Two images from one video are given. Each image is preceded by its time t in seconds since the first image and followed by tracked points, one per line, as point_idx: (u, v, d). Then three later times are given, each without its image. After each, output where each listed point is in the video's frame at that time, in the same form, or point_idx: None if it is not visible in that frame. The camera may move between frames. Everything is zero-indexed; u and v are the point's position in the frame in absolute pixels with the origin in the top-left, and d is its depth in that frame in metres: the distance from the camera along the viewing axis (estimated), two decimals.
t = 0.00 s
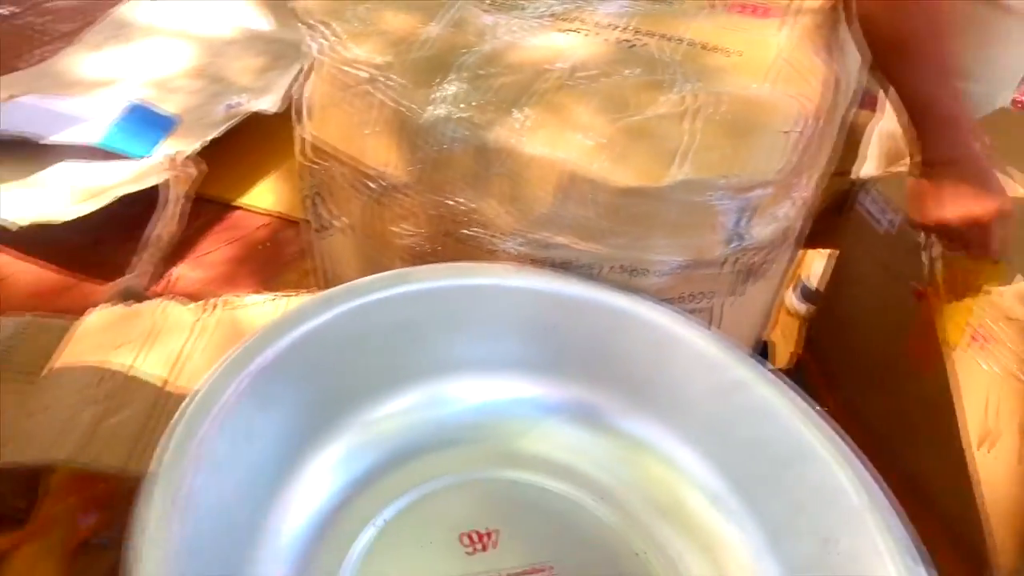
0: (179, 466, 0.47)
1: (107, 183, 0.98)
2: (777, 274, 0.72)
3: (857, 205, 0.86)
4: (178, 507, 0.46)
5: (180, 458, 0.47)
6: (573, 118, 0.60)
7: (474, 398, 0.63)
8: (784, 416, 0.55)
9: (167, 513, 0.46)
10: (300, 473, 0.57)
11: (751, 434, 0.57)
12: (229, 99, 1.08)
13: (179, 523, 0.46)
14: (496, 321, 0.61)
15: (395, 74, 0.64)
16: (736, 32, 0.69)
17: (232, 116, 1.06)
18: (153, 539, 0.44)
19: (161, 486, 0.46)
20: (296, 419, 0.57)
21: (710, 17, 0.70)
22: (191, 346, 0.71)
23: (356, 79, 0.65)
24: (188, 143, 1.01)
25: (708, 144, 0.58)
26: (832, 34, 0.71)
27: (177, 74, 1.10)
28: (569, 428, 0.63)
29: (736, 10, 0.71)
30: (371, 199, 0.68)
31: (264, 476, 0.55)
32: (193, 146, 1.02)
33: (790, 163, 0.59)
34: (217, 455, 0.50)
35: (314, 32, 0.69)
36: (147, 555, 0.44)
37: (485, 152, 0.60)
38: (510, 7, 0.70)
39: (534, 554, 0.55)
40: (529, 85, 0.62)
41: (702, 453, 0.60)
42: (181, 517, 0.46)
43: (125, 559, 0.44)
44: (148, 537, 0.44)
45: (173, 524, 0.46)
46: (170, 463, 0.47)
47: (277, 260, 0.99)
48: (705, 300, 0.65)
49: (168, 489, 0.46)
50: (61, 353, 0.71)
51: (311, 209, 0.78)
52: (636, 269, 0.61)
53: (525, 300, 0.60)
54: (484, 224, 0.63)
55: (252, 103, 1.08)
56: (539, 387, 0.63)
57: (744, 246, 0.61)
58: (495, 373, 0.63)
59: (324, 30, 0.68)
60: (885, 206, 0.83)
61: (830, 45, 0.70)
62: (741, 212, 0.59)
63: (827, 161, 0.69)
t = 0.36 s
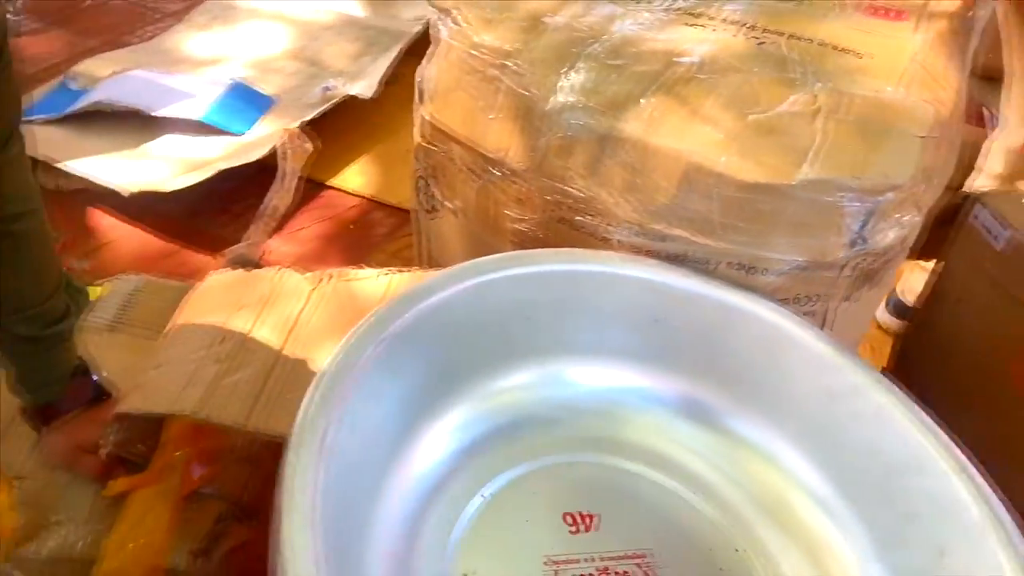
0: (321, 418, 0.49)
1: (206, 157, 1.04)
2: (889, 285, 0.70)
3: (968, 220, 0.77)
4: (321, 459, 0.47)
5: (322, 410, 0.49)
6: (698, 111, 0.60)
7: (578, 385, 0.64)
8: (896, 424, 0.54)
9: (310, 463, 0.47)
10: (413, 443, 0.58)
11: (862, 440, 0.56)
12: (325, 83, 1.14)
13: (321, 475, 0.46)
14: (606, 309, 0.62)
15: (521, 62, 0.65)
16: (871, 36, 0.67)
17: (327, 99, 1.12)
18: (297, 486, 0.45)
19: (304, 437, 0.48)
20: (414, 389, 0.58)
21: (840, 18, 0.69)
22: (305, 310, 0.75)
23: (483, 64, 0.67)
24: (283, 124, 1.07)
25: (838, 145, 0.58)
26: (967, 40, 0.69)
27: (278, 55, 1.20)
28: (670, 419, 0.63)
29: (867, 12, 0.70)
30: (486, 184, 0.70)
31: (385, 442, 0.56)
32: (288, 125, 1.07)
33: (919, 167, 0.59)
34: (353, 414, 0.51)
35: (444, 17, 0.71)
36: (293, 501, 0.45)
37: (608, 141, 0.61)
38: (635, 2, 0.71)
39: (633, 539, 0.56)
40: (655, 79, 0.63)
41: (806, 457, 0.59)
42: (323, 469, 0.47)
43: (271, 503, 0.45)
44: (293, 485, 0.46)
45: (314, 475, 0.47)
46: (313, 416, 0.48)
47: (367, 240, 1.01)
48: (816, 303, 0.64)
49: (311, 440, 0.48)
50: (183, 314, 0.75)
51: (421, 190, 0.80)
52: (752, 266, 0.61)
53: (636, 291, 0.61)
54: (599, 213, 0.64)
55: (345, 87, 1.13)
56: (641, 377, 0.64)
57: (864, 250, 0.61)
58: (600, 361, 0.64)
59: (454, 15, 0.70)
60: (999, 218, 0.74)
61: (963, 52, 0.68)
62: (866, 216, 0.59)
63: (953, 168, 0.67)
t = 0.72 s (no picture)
0: (446, 397, 0.49)
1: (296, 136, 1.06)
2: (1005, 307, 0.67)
3: None
4: (448, 438, 0.48)
5: (447, 389, 0.50)
6: (830, 115, 0.60)
7: (682, 384, 0.64)
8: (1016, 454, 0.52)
9: (438, 441, 0.48)
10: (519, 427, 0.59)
11: (976, 466, 0.54)
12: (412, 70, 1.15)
13: (447, 453, 0.47)
14: (717, 312, 0.62)
15: (642, 58, 0.66)
16: (1009, 47, 0.65)
17: (414, 86, 1.13)
18: (424, 459, 0.47)
19: (432, 414, 0.49)
20: (524, 374, 0.59)
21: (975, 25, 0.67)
22: (410, 290, 0.76)
23: (606, 58, 0.67)
24: (371, 108, 1.10)
25: (975, 158, 0.56)
26: None
27: (367, 41, 1.22)
28: (771, 426, 0.63)
29: (1003, 21, 0.68)
30: (593, 177, 0.69)
31: (495, 424, 0.56)
32: (376, 109, 1.09)
33: None
34: (473, 395, 0.52)
35: (566, 9, 0.71)
36: (422, 476, 0.46)
37: (730, 141, 0.61)
38: None
39: (732, 542, 0.56)
40: (783, 80, 0.62)
41: (913, 476, 0.58)
42: (449, 448, 0.48)
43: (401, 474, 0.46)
44: (421, 461, 0.47)
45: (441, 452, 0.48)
46: (440, 395, 0.49)
47: (447, 229, 1.01)
48: (932, 320, 0.62)
49: (438, 419, 0.49)
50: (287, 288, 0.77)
51: (521, 180, 0.79)
52: (869, 278, 0.60)
53: (752, 297, 0.60)
54: (713, 213, 0.64)
55: (432, 75, 1.14)
56: (743, 383, 0.64)
57: (992, 269, 0.58)
58: (704, 362, 0.64)
59: (578, 8, 0.71)
60: None
61: None
62: (998, 234, 0.56)
63: None
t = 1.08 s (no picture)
0: (549, 392, 0.51)
1: (370, 128, 1.08)
2: None
3: None
4: (551, 432, 0.49)
5: (550, 384, 0.51)
6: (942, 132, 0.59)
7: (773, 395, 0.64)
8: None
9: (541, 434, 0.49)
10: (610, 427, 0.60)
11: None
12: (485, 67, 1.15)
13: (550, 447, 0.49)
14: (813, 326, 0.61)
15: (746, 66, 0.66)
16: None
17: (487, 84, 1.13)
18: (529, 451, 0.48)
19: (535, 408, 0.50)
20: (619, 374, 0.59)
21: None
22: (493, 286, 0.78)
23: (708, 64, 0.67)
24: (444, 103, 1.11)
25: None
26: None
27: (440, 36, 1.21)
28: (863, 447, 0.62)
29: None
30: (686, 182, 0.68)
31: (587, 424, 0.57)
32: (450, 104, 1.11)
33: None
34: (572, 392, 0.53)
35: (669, 14, 0.72)
36: (527, 468, 0.48)
37: (835, 153, 0.61)
38: (866, 11, 0.68)
39: (816, 559, 0.55)
40: (894, 94, 0.62)
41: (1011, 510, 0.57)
42: (552, 442, 0.49)
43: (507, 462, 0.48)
44: (525, 453, 0.48)
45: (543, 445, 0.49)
46: (544, 390, 0.51)
47: (516, 227, 1.02)
48: None
49: (542, 414, 0.50)
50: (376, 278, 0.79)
51: (606, 182, 0.78)
52: (972, 301, 0.59)
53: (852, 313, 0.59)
54: (809, 225, 0.63)
55: (506, 73, 1.14)
56: (835, 399, 0.63)
57: None
58: (798, 375, 0.64)
59: (680, 14, 0.71)
60: None
61: None
62: None
63: None
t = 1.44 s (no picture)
0: (641, 384, 0.51)
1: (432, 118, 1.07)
2: None
3: None
4: (643, 424, 0.50)
5: (641, 377, 0.51)
6: None
7: (857, 401, 0.63)
8: None
9: (634, 427, 0.50)
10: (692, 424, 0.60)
11: None
12: (549, 62, 1.15)
13: (643, 439, 0.49)
14: (902, 334, 0.60)
15: (836, 67, 0.65)
16: None
17: (548, 79, 1.13)
18: (624, 442, 0.49)
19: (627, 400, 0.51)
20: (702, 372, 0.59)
21: None
22: (566, 279, 0.78)
23: (798, 64, 0.67)
24: (506, 96, 1.12)
25: None
26: None
27: (503, 31, 1.20)
28: (950, 459, 0.61)
29: None
30: (768, 181, 0.67)
31: (670, 419, 0.57)
32: (513, 97, 1.12)
33: None
34: (660, 385, 0.54)
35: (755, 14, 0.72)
36: (622, 459, 0.48)
37: (925, 155, 0.60)
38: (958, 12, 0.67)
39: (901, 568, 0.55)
40: (989, 99, 0.61)
41: None
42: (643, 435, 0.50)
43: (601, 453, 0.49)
44: (619, 444, 0.49)
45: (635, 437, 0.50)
46: (635, 383, 0.51)
47: (574, 222, 1.01)
48: None
49: (634, 406, 0.50)
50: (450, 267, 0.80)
51: (680, 180, 0.77)
52: None
53: (945, 324, 0.58)
54: (895, 230, 0.62)
55: (566, 69, 1.14)
56: (922, 409, 0.62)
57: None
58: (884, 382, 0.62)
59: (768, 13, 0.71)
60: None
61: None
62: None
63: None
